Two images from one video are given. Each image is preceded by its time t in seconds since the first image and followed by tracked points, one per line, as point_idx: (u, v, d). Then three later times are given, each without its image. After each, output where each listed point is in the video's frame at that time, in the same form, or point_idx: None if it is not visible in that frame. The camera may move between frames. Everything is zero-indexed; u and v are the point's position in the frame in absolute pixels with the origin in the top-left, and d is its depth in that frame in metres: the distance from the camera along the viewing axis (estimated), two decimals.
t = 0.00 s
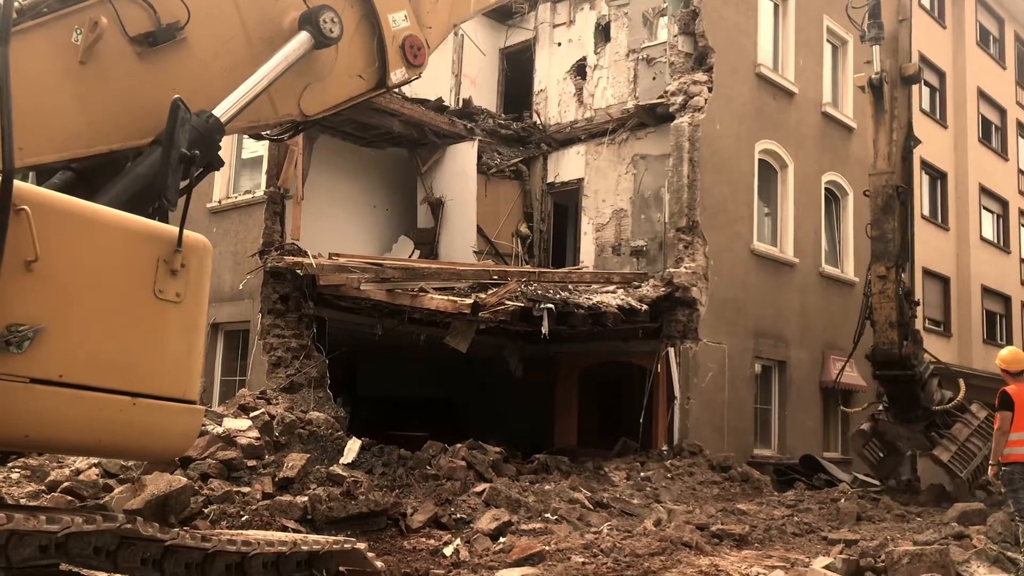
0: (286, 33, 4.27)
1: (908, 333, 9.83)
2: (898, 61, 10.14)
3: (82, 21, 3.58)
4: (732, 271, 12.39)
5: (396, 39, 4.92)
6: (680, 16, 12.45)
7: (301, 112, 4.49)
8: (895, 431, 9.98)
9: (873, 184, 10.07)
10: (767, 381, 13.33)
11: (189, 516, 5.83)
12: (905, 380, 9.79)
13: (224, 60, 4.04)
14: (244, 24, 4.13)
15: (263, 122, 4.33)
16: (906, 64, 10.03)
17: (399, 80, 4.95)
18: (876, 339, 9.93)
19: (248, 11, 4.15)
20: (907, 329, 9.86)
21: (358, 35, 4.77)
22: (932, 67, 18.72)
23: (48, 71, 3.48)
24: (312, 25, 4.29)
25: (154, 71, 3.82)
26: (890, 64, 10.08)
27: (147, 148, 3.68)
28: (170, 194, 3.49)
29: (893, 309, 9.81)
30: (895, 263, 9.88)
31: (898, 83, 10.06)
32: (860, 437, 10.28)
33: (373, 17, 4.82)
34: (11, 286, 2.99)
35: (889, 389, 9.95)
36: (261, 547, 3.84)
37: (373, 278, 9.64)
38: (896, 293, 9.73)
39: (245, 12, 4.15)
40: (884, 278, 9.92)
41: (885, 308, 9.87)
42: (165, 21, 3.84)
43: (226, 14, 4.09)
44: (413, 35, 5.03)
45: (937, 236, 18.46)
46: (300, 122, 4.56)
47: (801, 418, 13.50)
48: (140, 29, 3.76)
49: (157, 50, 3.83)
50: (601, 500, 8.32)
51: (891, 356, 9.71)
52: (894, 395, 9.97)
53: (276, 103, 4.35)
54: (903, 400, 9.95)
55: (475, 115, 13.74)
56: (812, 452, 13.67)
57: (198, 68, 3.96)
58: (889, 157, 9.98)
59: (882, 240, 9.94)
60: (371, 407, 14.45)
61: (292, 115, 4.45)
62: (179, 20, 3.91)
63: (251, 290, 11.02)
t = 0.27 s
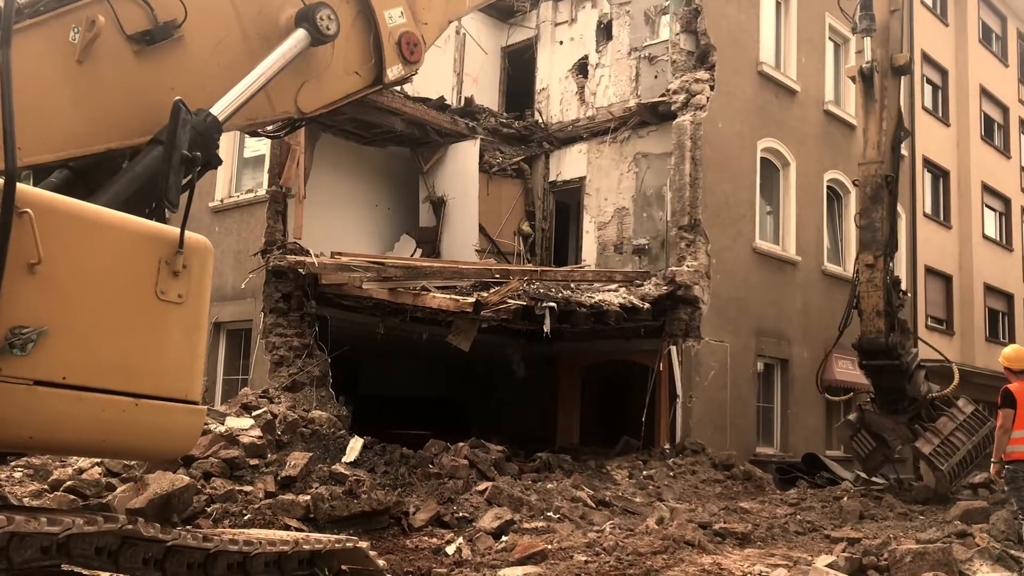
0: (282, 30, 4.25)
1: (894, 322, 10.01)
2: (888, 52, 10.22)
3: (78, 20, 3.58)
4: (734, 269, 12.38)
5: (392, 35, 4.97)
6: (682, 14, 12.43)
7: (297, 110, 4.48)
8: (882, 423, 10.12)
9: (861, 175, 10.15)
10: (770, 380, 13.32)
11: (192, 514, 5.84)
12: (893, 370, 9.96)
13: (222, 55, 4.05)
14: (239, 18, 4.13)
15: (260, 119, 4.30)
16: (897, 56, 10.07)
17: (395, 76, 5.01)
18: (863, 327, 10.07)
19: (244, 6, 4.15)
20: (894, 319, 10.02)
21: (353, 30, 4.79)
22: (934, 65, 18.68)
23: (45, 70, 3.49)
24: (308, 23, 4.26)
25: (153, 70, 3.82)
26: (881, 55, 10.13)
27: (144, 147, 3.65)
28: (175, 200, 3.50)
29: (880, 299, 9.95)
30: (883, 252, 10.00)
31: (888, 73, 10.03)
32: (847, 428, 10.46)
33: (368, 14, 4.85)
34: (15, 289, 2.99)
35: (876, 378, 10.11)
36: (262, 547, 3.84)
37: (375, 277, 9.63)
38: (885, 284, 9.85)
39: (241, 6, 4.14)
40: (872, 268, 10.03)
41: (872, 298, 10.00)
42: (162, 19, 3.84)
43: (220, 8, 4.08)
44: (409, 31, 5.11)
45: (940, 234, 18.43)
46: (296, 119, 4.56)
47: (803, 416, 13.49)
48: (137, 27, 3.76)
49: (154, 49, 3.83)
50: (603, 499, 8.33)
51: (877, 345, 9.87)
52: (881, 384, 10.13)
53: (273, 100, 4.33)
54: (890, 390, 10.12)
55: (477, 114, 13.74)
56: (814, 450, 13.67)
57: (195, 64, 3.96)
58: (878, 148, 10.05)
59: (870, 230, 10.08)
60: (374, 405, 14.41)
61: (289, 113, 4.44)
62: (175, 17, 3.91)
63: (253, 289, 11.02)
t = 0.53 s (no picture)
0: (277, 30, 4.21)
1: (878, 311, 9.44)
2: (874, 42, 9.66)
3: (74, 21, 3.57)
4: (736, 269, 12.37)
5: (386, 34, 4.91)
6: (683, 14, 12.43)
7: (293, 109, 4.47)
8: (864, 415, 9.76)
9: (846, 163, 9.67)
10: (771, 379, 13.32)
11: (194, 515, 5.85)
12: (876, 360, 9.43)
13: (218, 56, 4.01)
14: (234, 18, 4.08)
15: (255, 119, 4.29)
16: (883, 46, 9.57)
17: (389, 75, 4.94)
18: (846, 316, 9.54)
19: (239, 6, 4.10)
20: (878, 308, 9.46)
21: (348, 30, 4.75)
22: (936, 64, 18.67)
23: (42, 71, 3.48)
24: (303, 23, 4.24)
25: (149, 70, 3.80)
26: (867, 45, 9.62)
27: (141, 147, 3.66)
28: (175, 201, 3.48)
29: (864, 286, 9.40)
30: (868, 241, 9.50)
31: (873, 64, 9.58)
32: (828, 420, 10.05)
33: (362, 12, 4.81)
34: (18, 293, 2.98)
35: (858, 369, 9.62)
36: (263, 548, 3.84)
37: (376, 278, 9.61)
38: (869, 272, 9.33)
39: (236, 6, 4.09)
40: (855, 257, 9.53)
41: (855, 287, 9.47)
42: (158, 20, 3.82)
43: (216, 8, 4.04)
44: (402, 30, 5.04)
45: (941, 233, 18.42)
46: (292, 119, 4.54)
47: (805, 416, 13.48)
48: (132, 28, 3.74)
49: (150, 50, 3.81)
50: (605, 499, 8.32)
51: (861, 334, 9.34)
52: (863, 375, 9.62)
53: (268, 99, 4.31)
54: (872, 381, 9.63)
55: (478, 114, 13.74)
56: (816, 450, 13.66)
57: (191, 65, 3.93)
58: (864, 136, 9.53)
59: (854, 219, 9.57)
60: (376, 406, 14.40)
61: (284, 112, 4.42)
62: (171, 18, 3.88)
63: (254, 289, 11.02)
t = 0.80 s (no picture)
0: (271, 28, 4.15)
1: (855, 301, 9.72)
2: (856, 35, 9.87)
3: (69, 22, 3.49)
4: (736, 270, 12.37)
5: (378, 34, 4.79)
6: (682, 15, 12.44)
7: (286, 109, 4.40)
8: (837, 406, 9.93)
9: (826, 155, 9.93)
10: (772, 381, 13.27)
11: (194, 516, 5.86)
12: (851, 350, 9.69)
13: (213, 56, 3.95)
14: (228, 17, 4.02)
15: (246, 119, 4.25)
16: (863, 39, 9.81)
17: (382, 76, 4.81)
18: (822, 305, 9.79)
19: (233, 6, 4.04)
20: (855, 298, 9.72)
21: (341, 29, 4.65)
22: (935, 64, 18.66)
23: (37, 72, 3.40)
24: (297, 23, 4.18)
25: (144, 72, 3.73)
26: (848, 38, 9.77)
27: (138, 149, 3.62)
28: (175, 205, 3.46)
29: (840, 276, 9.67)
30: (845, 230, 9.77)
31: (854, 56, 9.80)
32: (804, 414, 10.23)
33: (354, 10, 4.68)
34: (21, 298, 2.98)
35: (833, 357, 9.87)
36: (262, 550, 3.84)
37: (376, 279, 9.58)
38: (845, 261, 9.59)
39: (230, 5, 4.03)
40: (833, 247, 9.82)
41: (832, 276, 9.74)
42: (153, 21, 3.75)
43: (209, 7, 3.98)
44: (395, 29, 4.91)
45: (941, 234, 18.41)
46: (285, 119, 4.48)
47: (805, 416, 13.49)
48: (128, 29, 3.66)
49: (145, 51, 3.74)
50: (605, 500, 8.33)
51: (836, 323, 9.60)
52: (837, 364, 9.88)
53: (260, 98, 4.26)
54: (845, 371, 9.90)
55: (478, 115, 13.74)
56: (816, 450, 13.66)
57: (185, 66, 3.87)
58: (844, 127, 9.83)
59: (832, 209, 9.84)
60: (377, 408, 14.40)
61: (277, 112, 4.37)
62: (166, 18, 3.82)
63: (254, 291, 11.02)
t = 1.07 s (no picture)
0: (264, 31, 4.11)
1: (828, 290, 9.48)
2: (834, 30, 9.62)
3: (65, 25, 3.47)
4: (734, 270, 12.38)
5: (369, 35, 4.76)
6: (681, 16, 12.49)
7: (278, 110, 4.36)
8: (808, 398, 9.51)
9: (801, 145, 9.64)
10: (772, 382, 13.22)
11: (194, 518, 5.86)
12: (821, 339, 9.41)
13: (207, 57, 3.92)
14: (220, 18, 3.97)
15: (241, 121, 4.17)
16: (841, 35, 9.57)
17: (372, 77, 4.79)
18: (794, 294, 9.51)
19: (226, 7, 4.00)
20: (827, 287, 9.46)
21: (332, 29, 4.63)
22: (933, 65, 18.69)
23: (34, 75, 3.38)
24: (290, 25, 4.13)
25: (140, 75, 3.70)
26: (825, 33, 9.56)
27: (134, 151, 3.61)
28: (178, 212, 3.42)
29: (813, 264, 9.35)
30: (820, 220, 9.47)
31: (831, 51, 9.56)
32: (776, 408, 9.75)
33: (346, 12, 4.68)
34: (26, 302, 3.00)
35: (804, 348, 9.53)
36: (261, 551, 3.85)
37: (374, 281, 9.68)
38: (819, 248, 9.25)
39: (223, 5, 3.99)
40: (807, 235, 9.46)
41: (805, 265, 9.41)
42: (147, 23, 3.72)
43: (202, 7, 3.93)
44: (385, 31, 4.87)
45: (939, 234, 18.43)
46: (277, 119, 4.43)
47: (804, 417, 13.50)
48: (123, 31, 3.63)
49: (140, 53, 3.71)
50: (604, 501, 8.34)
51: (809, 312, 9.34)
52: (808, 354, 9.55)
53: (255, 101, 4.20)
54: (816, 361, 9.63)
55: (476, 117, 13.76)
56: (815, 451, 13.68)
57: (179, 68, 3.83)
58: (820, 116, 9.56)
59: (807, 197, 9.50)
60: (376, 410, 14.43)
61: (269, 113, 4.32)
62: (159, 19, 3.77)
63: (253, 293, 11.02)
